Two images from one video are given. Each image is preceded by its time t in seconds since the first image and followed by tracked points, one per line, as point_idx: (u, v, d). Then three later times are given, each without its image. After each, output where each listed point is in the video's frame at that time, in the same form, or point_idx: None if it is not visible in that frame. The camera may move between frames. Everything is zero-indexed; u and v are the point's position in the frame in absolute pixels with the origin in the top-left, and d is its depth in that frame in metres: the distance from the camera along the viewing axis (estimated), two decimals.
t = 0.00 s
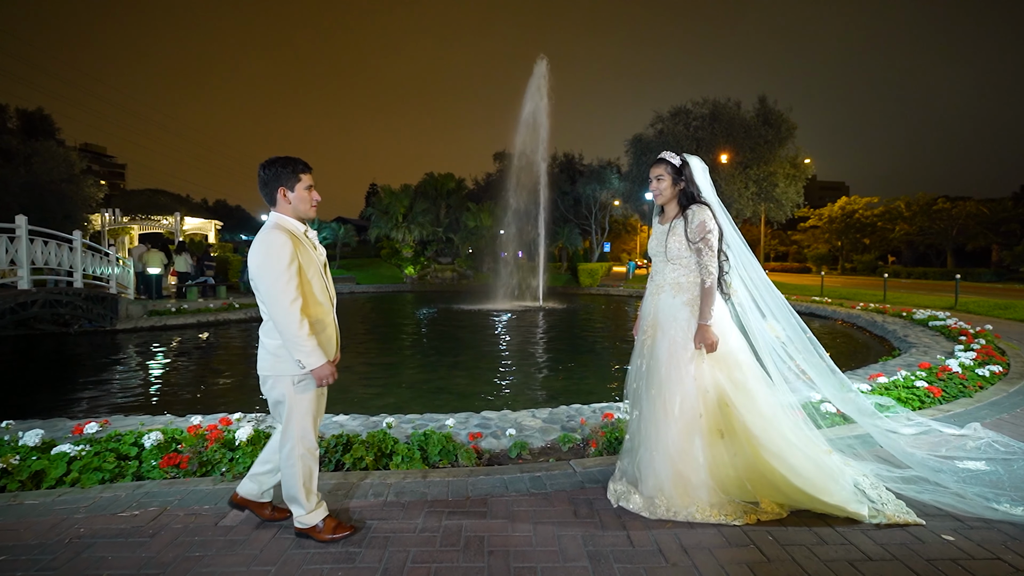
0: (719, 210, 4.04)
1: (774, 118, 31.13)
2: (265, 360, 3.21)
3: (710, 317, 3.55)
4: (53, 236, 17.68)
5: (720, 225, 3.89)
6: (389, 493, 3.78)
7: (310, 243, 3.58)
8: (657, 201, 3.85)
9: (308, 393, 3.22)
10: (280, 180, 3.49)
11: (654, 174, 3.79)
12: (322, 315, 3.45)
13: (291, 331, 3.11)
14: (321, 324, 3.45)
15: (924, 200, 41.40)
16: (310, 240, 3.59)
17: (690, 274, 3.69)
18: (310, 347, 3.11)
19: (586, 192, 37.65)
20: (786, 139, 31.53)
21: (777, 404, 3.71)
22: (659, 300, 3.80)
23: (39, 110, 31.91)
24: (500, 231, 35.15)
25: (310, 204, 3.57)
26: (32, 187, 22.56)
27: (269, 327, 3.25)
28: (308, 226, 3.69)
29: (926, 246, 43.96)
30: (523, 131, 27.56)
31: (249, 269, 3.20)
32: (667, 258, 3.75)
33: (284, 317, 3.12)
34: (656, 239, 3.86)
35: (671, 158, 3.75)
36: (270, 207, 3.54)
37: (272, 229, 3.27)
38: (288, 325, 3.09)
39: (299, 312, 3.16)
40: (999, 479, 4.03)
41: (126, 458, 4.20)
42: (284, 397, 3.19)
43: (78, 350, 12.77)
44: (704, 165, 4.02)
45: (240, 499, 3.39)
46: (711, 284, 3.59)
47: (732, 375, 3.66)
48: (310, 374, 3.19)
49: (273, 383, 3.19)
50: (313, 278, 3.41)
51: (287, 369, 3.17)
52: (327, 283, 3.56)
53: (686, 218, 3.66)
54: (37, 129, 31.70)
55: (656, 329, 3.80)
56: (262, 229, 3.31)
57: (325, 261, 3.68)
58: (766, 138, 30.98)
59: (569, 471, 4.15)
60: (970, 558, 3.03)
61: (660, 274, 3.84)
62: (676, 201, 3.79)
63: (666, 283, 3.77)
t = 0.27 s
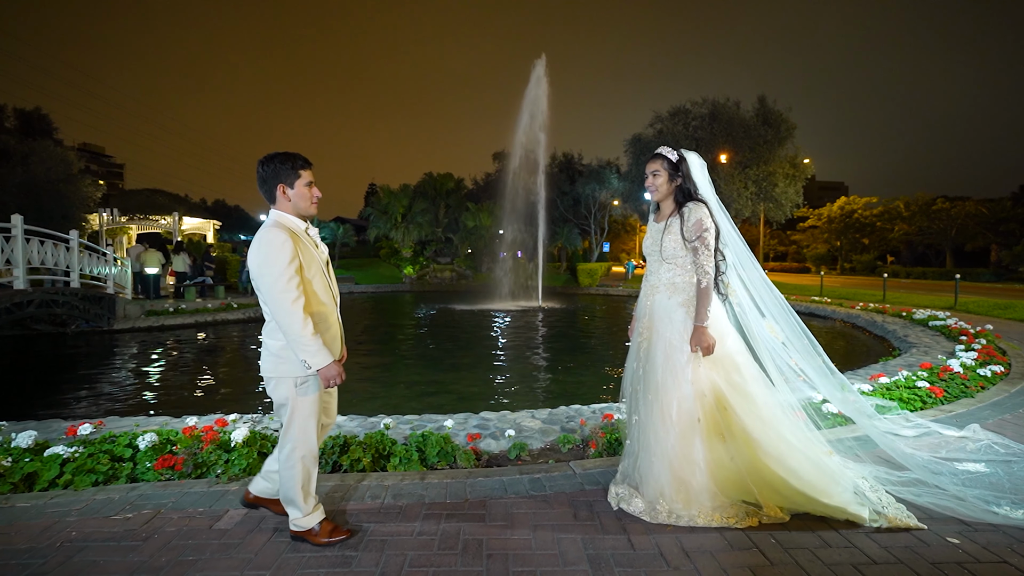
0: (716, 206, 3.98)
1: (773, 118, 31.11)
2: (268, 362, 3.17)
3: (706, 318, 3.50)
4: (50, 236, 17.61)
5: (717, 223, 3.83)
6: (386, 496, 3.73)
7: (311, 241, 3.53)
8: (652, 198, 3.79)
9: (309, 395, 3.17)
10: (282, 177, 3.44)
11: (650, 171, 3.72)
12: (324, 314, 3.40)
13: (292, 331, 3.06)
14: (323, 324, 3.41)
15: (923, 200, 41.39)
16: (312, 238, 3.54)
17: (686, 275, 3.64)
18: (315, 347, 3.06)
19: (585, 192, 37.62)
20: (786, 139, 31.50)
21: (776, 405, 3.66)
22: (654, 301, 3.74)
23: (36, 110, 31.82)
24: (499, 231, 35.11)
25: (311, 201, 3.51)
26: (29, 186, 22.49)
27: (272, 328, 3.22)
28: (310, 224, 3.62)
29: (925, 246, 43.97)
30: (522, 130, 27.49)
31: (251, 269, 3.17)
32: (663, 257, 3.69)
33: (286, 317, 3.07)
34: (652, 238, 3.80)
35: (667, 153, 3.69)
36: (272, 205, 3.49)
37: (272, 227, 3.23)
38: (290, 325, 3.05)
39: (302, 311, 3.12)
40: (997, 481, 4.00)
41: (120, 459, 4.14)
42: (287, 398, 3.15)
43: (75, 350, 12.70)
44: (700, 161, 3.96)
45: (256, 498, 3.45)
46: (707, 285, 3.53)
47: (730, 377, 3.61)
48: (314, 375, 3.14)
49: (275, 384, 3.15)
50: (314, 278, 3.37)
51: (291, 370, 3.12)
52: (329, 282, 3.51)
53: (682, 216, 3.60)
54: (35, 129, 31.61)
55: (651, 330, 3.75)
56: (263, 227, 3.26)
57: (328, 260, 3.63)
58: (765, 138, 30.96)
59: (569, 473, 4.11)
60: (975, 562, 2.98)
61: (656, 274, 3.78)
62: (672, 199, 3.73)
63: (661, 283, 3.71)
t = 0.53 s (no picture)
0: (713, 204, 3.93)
1: (772, 118, 31.10)
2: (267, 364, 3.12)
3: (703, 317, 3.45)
4: (47, 236, 17.54)
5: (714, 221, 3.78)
6: (383, 498, 3.68)
7: (312, 240, 3.48)
8: (648, 195, 3.75)
9: (307, 399, 3.12)
10: (282, 176, 3.38)
11: (646, 167, 3.67)
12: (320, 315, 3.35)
13: (290, 333, 3.01)
14: (322, 325, 3.36)
15: (922, 200, 41.38)
16: (313, 237, 3.50)
17: (681, 274, 3.59)
18: (313, 349, 3.01)
19: (585, 192, 37.58)
20: (785, 139, 31.46)
21: (776, 407, 3.59)
22: (650, 301, 3.70)
23: (34, 110, 31.74)
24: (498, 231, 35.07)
25: (311, 199, 3.45)
26: (27, 186, 22.41)
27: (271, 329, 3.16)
28: (310, 222, 3.57)
29: (924, 246, 43.96)
30: (522, 130, 27.43)
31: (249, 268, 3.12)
32: (658, 256, 3.65)
33: (284, 319, 3.02)
34: (647, 236, 3.76)
35: (663, 149, 3.64)
36: (271, 203, 3.44)
37: (271, 225, 3.18)
38: (288, 326, 3.00)
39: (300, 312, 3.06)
40: (996, 484, 3.95)
41: (114, 461, 4.09)
42: (285, 400, 3.09)
43: (71, 351, 12.63)
44: (697, 158, 3.91)
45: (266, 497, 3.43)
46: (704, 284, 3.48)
47: (728, 378, 3.54)
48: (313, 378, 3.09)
49: (275, 386, 3.10)
50: (314, 278, 3.32)
51: (290, 372, 3.06)
52: (330, 281, 3.46)
53: (678, 213, 3.55)
54: (33, 128, 31.54)
55: (647, 331, 3.69)
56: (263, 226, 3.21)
57: (329, 260, 3.58)
58: (765, 138, 30.93)
59: (568, 475, 4.06)
60: (982, 566, 2.93)
61: (652, 273, 3.74)
62: (668, 196, 3.69)
63: (656, 282, 3.67)
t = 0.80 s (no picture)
0: (711, 202, 3.87)
1: (770, 118, 31.09)
2: (265, 366, 3.07)
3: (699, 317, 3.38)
4: (43, 235, 17.45)
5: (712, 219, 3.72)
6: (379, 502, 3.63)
7: (313, 239, 3.42)
8: (644, 191, 3.69)
9: (304, 403, 3.05)
10: (283, 173, 3.32)
11: (642, 163, 3.62)
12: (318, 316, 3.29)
13: (284, 335, 2.95)
14: (318, 327, 3.30)
15: (919, 200, 41.40)
16: (314, 237, 3.44)
17: (677, 272, 3.52)
18: (305, 354, 2.95)
19: (583, 191, 37.56)
20: (783, 139, 31.46)
21: (774, 411, 3.50)
22: (645, 300, 3.63)
23: (31, 108, 31.62)
24: (496, 231, 35.03)
25: (313, 197, 3.39)
26: (23, 186, 22.32)
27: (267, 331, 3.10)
28: (312, 222, 3.51)
29: (922, 246, 44.01)
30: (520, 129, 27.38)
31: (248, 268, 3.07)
32: (654, 255, 3.58)
33: (280, 321, 2.96)
34: (643, 234, 3.70)
35: (660, 145, 3.59)
36: (272, 201, 3.38)
37: (271, 224, 3.12)
38: (283, 328, 2.94)
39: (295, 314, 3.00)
40: (996, 488, 3.89)
41: (105, 464, 4.03)
42: (280, 405, 3.04)
43: (67, 351, 12.57)
44: (695, 154, 3.86)
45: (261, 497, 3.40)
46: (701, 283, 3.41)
47: (725, 380, 3.45)
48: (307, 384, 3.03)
49: (274, 389, 3.05)
50: (313, 278, 3.25)
51: (284, 377, 3.01)
52: (330, 282, 3.40)
53: (674, 210, 3.49)
54: (30, 128, 31.45)
55: (641, 332, 3.62)
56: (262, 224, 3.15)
57: (330, 260, 3.53)
58: (763, 138, 30.92)
59: (568, 477, 4.01)
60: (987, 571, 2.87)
61: (647, 272, 3.67)
62: (664, 193, 3.63)
63: (652, 281, 3.60)
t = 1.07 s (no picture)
0: (708, 200, 3.82)
1: (769, 118, 31.05)
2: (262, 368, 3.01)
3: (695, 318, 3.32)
4: (38, 235, 17.36)
5: (709, 218, 3.67)
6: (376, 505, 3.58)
7: (315, 239, 3.35)
8: (641, 188, 3.63)
9: (299, 408, 2.98)
10: (288, 171, 3.24)
11: (639, 159, 3.56)
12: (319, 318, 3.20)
13: (279, 337, 2.88)
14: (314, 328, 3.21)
15: (918, 200, 41.39)
16: (316, 236, 3.37)
17: (673, 272, 3.47)
18: (297, 358, 2.89)
19: (582, 191, 37.51)
20: (782, 139, 31.43)
21: (771, 415, 3.44)
22: (639, 299, 3.55)
23: (27, 108, 31.50)
24: (495, 231, 34.96)
25: (316, 196, 3.32)
26: (19, 185, 22.22)
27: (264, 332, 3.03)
28: (314, 222, 3.43)
29: (920, 246, 44.05)
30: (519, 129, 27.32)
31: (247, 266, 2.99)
32: (650, 253, 3.52)
33: (276, 322, 2.88)
34: (638, 231, 3.63)
35: (657, 141, 3.53)
36: (275, 199, 3.31)
37: (270, 221, 3.04)
38: (278, 330, 2.87)
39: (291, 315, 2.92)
40: (996, 491, 3.83)
41: (97, 467, 3.97)
42: (274, 408, 2.98)
43: (62, 351, 12.49)
44: (692, 151, 3.80)
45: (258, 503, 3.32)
46: (697, 283, 3.36)
47: (721, 383, 3.39)
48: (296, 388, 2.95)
49: (270, 391, 2.98)
50: (313, 279, 3.16)
51: (276, 380, 2.95)
52: (332, 283, 3.32)
53: (671, 208, 3.43)
54: (26, 127, 31.33)
55: (634, 333, 3.55)
56: (262, 221, 3.09)
57: (332, 261, 3.44)
58: (761, 138, 30.91)
59: (567, 479, 3.95)
60: None
61: (641, 271, 3.61)
62: (661, 190, 3.58)
63: (647, 281, 3.54)
